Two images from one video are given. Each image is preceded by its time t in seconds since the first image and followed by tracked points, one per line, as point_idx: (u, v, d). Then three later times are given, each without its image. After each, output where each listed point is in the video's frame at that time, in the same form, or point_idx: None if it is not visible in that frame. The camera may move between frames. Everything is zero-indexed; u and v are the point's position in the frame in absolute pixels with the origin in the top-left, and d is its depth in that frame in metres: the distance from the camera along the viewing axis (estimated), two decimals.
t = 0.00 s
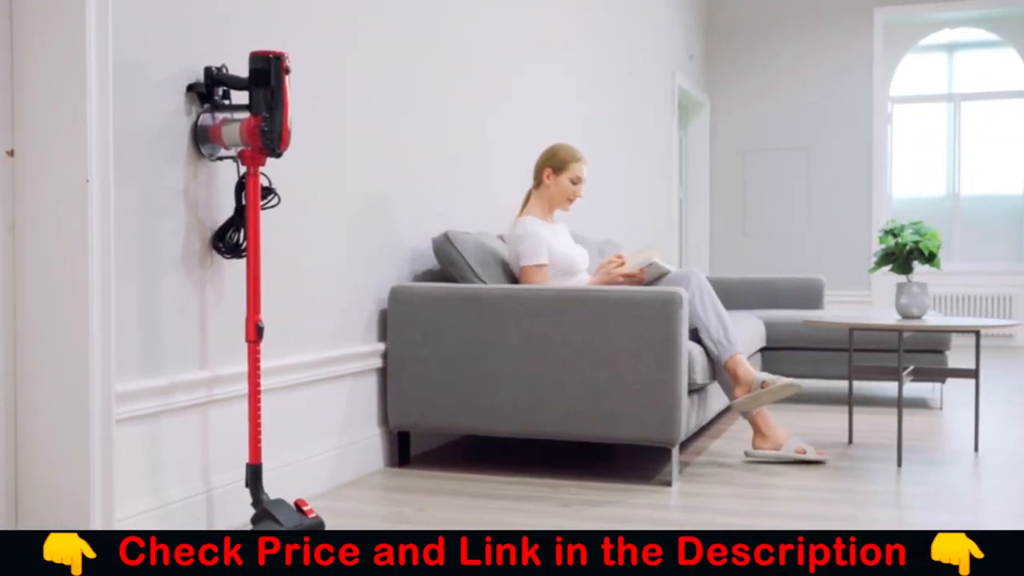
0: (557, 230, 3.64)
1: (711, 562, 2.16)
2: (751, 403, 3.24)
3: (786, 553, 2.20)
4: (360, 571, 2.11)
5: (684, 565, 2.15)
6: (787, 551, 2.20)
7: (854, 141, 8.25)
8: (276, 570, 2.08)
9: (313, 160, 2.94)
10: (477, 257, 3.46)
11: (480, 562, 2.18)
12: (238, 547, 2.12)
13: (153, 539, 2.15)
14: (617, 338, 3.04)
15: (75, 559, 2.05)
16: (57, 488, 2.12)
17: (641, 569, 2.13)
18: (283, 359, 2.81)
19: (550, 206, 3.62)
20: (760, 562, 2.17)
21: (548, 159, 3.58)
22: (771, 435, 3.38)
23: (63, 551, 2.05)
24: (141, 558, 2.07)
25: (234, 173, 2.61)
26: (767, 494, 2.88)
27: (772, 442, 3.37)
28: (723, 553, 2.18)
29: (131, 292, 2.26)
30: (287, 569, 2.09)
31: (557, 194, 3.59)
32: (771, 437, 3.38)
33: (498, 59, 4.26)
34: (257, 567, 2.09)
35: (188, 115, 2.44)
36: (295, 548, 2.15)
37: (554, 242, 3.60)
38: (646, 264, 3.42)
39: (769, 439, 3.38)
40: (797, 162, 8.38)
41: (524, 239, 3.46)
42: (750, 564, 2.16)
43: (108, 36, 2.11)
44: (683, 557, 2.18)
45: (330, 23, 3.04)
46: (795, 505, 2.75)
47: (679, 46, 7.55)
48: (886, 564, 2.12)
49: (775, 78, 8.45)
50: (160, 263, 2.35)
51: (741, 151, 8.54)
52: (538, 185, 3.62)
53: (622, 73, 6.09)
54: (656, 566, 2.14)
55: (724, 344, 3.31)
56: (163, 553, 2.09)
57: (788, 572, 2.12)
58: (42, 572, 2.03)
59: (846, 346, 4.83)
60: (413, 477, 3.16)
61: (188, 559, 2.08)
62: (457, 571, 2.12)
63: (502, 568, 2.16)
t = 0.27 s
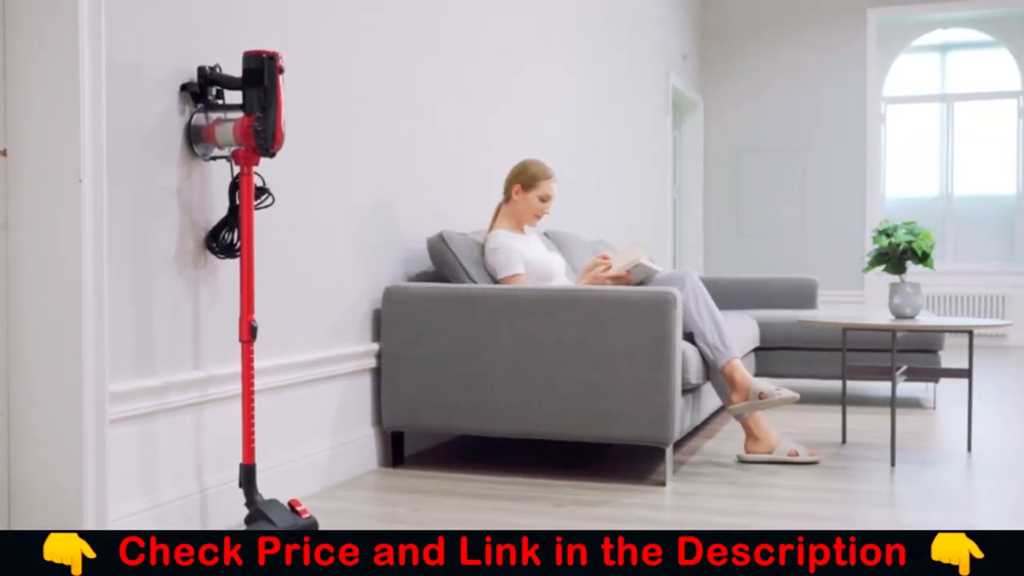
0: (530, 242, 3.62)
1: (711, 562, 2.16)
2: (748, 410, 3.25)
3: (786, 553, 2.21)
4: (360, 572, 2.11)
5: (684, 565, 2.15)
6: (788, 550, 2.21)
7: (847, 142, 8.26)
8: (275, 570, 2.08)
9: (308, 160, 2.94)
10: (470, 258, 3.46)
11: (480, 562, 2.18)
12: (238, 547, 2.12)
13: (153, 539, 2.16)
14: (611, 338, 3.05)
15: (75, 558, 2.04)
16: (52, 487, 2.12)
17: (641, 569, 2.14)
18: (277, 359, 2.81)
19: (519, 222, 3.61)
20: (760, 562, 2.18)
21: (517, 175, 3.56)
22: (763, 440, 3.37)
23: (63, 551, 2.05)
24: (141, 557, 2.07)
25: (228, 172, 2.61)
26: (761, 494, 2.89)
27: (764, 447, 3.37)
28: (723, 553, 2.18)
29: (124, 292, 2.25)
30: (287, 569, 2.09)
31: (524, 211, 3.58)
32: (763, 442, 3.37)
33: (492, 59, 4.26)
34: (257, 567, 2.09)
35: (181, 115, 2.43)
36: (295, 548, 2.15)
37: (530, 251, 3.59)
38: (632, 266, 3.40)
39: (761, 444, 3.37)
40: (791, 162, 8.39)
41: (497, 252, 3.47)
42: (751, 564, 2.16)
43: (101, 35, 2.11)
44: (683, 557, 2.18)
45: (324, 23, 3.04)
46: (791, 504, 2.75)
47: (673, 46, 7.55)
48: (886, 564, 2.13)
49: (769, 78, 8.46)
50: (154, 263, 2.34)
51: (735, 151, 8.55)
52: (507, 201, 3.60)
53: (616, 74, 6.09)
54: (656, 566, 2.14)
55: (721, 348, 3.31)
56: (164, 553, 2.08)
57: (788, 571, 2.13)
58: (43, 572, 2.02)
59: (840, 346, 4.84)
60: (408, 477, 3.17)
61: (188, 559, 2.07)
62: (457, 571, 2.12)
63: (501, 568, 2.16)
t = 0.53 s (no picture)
0: (519, 242, 3.62)
1: (711, 562, 2.16)
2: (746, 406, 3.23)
3: (786, 554, 2.22)
4: (360, 572, 2.11)
5: (684, 564, 2.15)
6: (788, 551, 2.23)
7: (846, 142, 8.26)
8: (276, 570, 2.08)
9: (306, 159, 2.93)
10: (468, 259, 3.46)
11: (480, 562, 2.18)
12: (238, 547, 2.13)
13: (153, 539, 2.19)
14: (609, 338, 3.05)
15: (75, 559, 2.04)
16: (50, 488, 2.12)
17: (641, 569, 2.14)
18: (276, 359, 2.81)
19: (507, 223, 3.60)
20: (760, 562, 2.18)
21: (489, 180, 3.58)
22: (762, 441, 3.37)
23: (62, 551, 2.05)
24: (141, 558, 2.11)
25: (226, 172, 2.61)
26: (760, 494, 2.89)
27: (763, 448, 3.37)
28: (723, 553, 2.18)
29: (122, 293, 2.25)
30: (287, 569, 2.09)
31: (508, 210, 3.58)
32: (762, 443, 3.37)
33: (491, 59, 4.26)
34: (257, 568, 2.09)
35: (179, 115, 2.43)
36: (295, 548, 2.15)
37: (521, 252, 3.60)
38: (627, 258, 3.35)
39: (759, 444, 3.37)
40: (789, 162, 8.39)
41: (490, 256, 3.46)
42: (751, 564, 2.17)
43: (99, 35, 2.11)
44: (684, 557, 2.18)
45: (322, 22, 3.04)
46: (790, 504, 2.75)
47: (671, 46, 7.55)
48: (887, 565, 2.12)
49: (767, 78, 8.46)
50: (152, 263, 2.34)
51: (733, 151, 8.55)
52: (488, 208, 3.60)
53: (614, 74, 6.09)
54: (656, 566, 2.14)
55: (722, 345, 3.30)
56: (163, 553, 2.12)
57: (788, 572, 2.13)
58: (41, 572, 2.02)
59: (839, 346, 4.84)
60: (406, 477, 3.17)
61: (187, 559, 2.11)
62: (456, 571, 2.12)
63: (501, 568, 2.16)
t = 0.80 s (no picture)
0: (519, 242, 3.61)
1: (710, 562, 2.16)
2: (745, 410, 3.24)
3: (786, 554, 2.22)
4: (359, 572, 2.11)
5: (684, 564, 2.15)
6: (788, 551, 2.22)
7: (846, 142, 8.26)
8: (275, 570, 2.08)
9: (306, 160, 2.93)
10: (468, 259, 3.46)
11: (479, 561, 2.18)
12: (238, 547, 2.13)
13: (153, 539, 2.19)
14: (609, 338, 3.05)
15: (74, 559, 2.04)
16: (50, 488, 2.12)
17: (641, 569, 2.14)
18: (276, 359, 2.81)
19: (507, 222, 3.60)
20: (760, 562, 2.18)
21: (491, 179, 3.57)
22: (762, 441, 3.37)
23: (62, 551, 2.05)
24: (141, 557, 2.10)
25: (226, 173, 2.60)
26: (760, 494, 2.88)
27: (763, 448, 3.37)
28: (723, 553, 2.18)
29: (122, 293, 2.25)
30: (287, 570, 2.09)
31: (509, 209, 3.57)
32: (762, 443, 3.37)
33: (491, 59, 4.26)
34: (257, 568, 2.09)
35: (179, 116, 2.43)
36: (295, 548, 2.15)
37: (522, 252, 3.60)
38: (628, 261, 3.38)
39: (760, 444, 3.37)
40: (789, 162, 8.39)
41: (491, 256, 3.45)
42: (751, 564, 2.17)
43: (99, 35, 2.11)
44: (683, 557, 2.18)
45: (323, 23, 3.04)
46: (790, 504, 2.75)
47: (671, 46, 7.55)
48: (887, 564, 2.12)
49: (767, 78, 8.46)
50: (152, 263, 2.34)
51: (733, 151, 8.55)
52: (489, 207, 3.59)
53: (614, 74, 6.09)
54: (656, 566, 2.14)
55: (722, 347, 3.30)
56: (163, 553, 2.11)
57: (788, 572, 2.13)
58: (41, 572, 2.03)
59: (839, 346, 4.84)
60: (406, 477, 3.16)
61: (188, 559, 2.11)
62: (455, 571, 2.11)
63: (500, 568, 2.16)
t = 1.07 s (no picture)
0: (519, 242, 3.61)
1: (711, 562, 2.16)
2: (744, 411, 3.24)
3: (786, 554, 2.21)
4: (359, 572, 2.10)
5: (684, 564, 2.15)
6: (786, 550, 2.23)
7: (846, 142, 8.26)
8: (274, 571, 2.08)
9: (306, 159, 2.93)
10: (468, 258, 3.46)
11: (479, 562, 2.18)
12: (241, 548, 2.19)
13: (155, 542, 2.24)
14: (609, 338, 3.05)
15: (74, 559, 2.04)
16: (50, 488, 2.12)
17: (641, 569, 2.14)
18: (276, 359, 2.81)
19: (506, 222, 3.60)
20: (760, 562, 2.18)
21: (494, 179, 3.57)
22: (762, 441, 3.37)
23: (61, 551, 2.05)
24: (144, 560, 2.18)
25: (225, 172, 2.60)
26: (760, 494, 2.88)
27: (763, 448, 3.37)
28: (722, 553, 2.19)
29: (122, 292, 2.25)
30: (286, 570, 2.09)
31: (510, 211, 3.57)
32: (762, 443, 3.37)
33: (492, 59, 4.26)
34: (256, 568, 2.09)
35: (179, 116, 2.43)
36: (294, 548, 2.18)
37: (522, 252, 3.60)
38: (629, 258, 3.38)
39: (760, 444, 3.37)
40: (789, 162, 8.39)
41: (491, 256, 3.45)
42: (751, 564, 2.17)
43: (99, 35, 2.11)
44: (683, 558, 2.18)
45: (323, 23, 3.04)
46: (789, 504, 2.75)
47: (671, 46, 7.55)
48: (887, 564, 2.12)
49: (767, 78, 8.46)
50: (152, 262, 2.34)
51: (733, 151, 8.55)
52: (490, 206, 3.59)
53: (614, 74, 6.09)
54: (656, 566, 2.14)
55: (722, 347, 3.30)
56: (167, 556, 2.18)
57: (788, 571, 2.13)
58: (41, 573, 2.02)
59: (839, 346, 4.84)
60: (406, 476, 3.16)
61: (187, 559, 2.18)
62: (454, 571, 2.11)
63: (499, 567, 2.16)
